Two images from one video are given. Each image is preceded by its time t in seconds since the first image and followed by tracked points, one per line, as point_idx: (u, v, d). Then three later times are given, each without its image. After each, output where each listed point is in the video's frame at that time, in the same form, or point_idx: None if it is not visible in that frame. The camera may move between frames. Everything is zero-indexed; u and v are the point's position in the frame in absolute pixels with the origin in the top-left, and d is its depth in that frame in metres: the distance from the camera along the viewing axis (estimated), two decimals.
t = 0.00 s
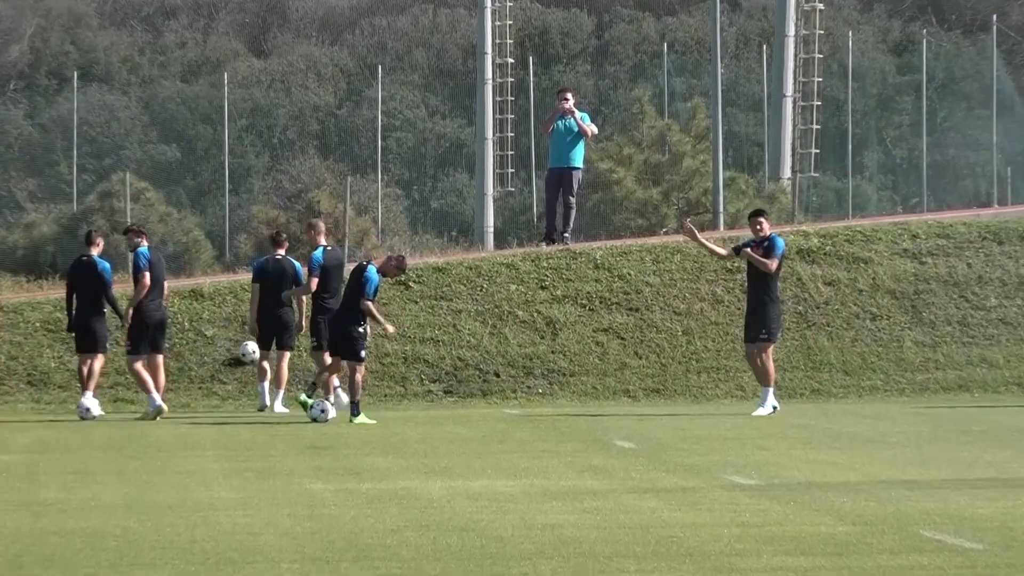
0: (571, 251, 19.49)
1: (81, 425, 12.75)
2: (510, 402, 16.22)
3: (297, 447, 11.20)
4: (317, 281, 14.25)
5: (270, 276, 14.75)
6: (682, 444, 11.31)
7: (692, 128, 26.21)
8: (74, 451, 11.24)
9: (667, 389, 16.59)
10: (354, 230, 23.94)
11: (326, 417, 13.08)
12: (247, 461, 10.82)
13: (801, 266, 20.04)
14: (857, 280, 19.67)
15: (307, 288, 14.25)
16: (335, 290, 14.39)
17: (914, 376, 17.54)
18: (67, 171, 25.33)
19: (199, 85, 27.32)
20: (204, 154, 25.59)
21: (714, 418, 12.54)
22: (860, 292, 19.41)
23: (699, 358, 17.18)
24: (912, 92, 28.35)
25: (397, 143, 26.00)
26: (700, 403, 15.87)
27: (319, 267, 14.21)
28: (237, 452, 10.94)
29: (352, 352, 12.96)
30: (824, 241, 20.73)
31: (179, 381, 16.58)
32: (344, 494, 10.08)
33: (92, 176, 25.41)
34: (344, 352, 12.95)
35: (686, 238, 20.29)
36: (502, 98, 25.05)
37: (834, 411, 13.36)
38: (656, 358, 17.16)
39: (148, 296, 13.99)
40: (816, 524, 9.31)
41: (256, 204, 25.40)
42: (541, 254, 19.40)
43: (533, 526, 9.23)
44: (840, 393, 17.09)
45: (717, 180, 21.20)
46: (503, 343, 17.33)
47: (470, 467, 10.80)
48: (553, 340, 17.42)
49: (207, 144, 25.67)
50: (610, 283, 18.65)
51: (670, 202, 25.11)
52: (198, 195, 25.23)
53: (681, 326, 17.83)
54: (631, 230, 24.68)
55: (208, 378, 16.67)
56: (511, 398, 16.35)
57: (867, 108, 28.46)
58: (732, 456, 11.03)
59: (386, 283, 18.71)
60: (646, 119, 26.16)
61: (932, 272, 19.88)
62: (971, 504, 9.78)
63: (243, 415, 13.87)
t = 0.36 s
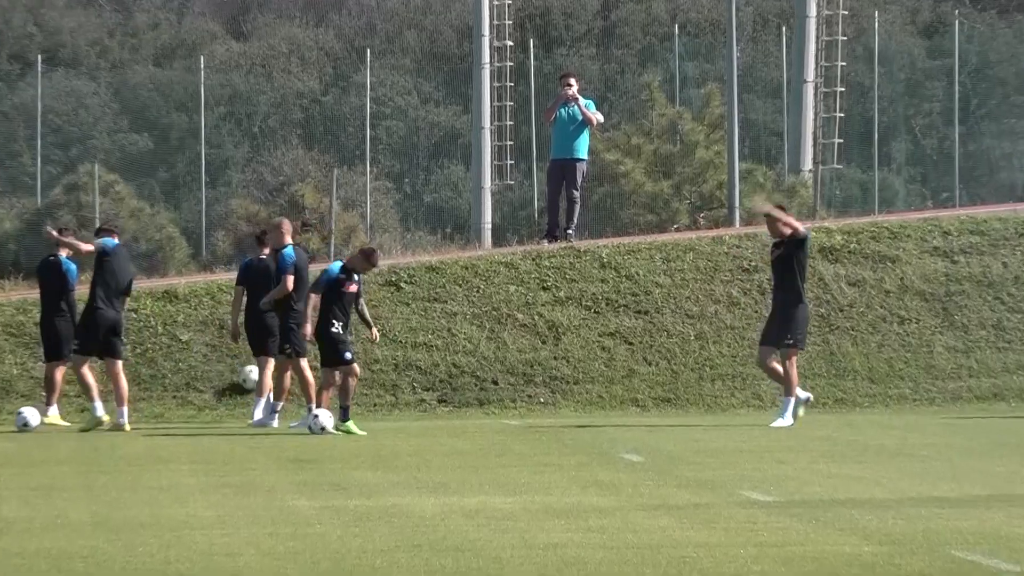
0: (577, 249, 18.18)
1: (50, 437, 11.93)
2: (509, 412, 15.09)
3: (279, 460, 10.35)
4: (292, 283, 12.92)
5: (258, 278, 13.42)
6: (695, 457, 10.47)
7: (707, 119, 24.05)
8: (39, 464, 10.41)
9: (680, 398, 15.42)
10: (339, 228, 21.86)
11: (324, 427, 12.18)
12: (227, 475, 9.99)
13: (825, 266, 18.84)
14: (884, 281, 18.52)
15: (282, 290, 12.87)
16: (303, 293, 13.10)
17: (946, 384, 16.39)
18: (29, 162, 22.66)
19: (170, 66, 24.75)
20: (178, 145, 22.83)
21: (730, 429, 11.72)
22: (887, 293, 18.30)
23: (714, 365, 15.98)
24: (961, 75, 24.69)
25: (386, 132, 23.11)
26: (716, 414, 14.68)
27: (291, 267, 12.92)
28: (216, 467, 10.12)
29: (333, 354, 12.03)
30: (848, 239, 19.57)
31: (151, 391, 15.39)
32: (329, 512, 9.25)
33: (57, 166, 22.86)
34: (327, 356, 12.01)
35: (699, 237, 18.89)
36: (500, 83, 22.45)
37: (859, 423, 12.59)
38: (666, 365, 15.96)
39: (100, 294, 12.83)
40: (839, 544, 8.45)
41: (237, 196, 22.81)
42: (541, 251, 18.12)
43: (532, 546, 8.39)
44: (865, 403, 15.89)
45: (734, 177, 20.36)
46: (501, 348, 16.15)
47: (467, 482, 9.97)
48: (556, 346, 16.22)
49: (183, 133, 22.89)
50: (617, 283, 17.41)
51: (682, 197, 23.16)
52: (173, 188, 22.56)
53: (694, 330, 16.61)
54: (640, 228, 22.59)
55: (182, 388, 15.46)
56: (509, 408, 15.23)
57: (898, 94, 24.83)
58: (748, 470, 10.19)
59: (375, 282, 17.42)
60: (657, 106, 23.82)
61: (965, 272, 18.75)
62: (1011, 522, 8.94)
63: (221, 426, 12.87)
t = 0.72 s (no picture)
0: (581, 243, 17.39)
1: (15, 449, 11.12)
2: (509, 422, 14.37)
3: (259, 473, 9.57)
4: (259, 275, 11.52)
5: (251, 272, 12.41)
6: (709, 472, 9.66)
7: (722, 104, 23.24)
8: None
9: (692, 406, 14.66)
10: (325, 221, 20.66)
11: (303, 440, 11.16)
12: (205, 490, 9.23)
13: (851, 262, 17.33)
14: (912, 280, 16.98)
15: (251, 281, 11.42)
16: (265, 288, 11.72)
17: (980, 391, 15.02)
18: None
19: (142, 49, 23.37)
20: (151, 133, 21.57)
21: (746, 441, 10.98)
22: (916, 293, 16.74)
23: (729, 371, 15.19)
24: (995, 56, 22.74)
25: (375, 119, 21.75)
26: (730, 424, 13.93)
27: (260, 258, 11.51)
28: (196, 481, 9.36)
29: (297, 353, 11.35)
30: (874, 234, 18.02)
31: (122, 398, 14.59)
32: (312, 529, 8.47)
33: (20, 157, 20.79)
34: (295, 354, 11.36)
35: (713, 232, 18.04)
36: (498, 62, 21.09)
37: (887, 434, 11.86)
38: (678, 370, 15.20)
39: (39, 292, 11.93)
40: (867, 563, 7.64)
41: (214, 188, 21.61)
42: (543, 247, 17.30)
43: (530, 566, 7.58)
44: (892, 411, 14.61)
45: (751, 171, 19.57)
46: (500, 352, 15.40)
47: (462, 497, 9.21)
48: (560, 350, 15.46)
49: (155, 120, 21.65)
50: (624, 282, 16.59)
51: (695, 188, 21.74)
52: (144, 180, 21.32)
53: (707, 332, 15.80)
54: (650, 223, 21.19)
55: (155, 396, 14.66)
56: (509, 418, 14.49)
57: (929, 78, 22.94)
58: (767, 485, 9.39)
59: (364, 281, 16.65)
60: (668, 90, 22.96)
61: (1002, 271, 17.16)
62: None
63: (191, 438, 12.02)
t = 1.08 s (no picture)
0: (585, 238, 16.60)
1: None
2: (508, 432, 13.68)
3: (236, 489, 8.86)
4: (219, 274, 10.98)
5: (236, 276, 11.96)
6: (724, 489, 8.92)
7: (738, 88, 21.65)
8: None
9: (705, 415, 13.98)
10: (309, 214, 19.20)
11: (308, 449, 10.65)
12: (178, 506, 8.51)
13: (880, 258, 16.44)
14: (946, 279, 16.08)
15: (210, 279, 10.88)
16: (227, 289, 11.17)
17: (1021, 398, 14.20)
18: None
19: (108, 26, 21.44)
20: (119, 118, 19.95)
21: (760, 452, 10.29)
22: (950, 293, 15.86)
23: (747, 377, 14.50)
24: None
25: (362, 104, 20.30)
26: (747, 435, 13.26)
27: (220, 254, 11.01)
28: (169, 497, 8.67)
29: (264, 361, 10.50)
30: (904, 228, 17.08)
31: (89, 407, 13.93)
32: (295, 548, 7.66)
33: None
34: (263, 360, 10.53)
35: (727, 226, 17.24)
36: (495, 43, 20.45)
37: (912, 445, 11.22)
38: (692, 376, 14.50)
39: None
40: None
41: (188, 179, 20.03)
42: (545, 243, 16.51)
43: None
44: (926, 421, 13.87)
45: (770, 158, 18.99)
46: (498, 357, 14.70)
47: (456, 513, 8.47)
48: (563, 354, 14.76)
49: (124, 104, 19.98)
50: (633, 281, 15.83)
51: (710, 179, 20.42)
52: (113, 169, 19.72)
53: (723, 335, 15.08)
54: (659, 218, 20.04)
55: (125, 404, 14.00)
56: (508, 427, 13.82)
57: (963, 59, 21.59)
58: (787, 501, 8.65)
59: (351, 279, 15.89)
60: (680, 73, 21.38)
61: None
62: None
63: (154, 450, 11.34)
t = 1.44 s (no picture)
0: (589, 236, 15.91)
1: None
2: (508, 445, 13.04)
3: (212, 508, 8.21)
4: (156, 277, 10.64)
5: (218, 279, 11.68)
6: (742, 508, 8.25)
7: (757, 71, 21.18)
8: None
9: (719, 427, 13.32)
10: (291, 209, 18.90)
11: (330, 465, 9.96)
12: (150, 525, 7.84)
13: (907, 258, 15.76)
14: (982, 279, 15.37)
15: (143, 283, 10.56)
16: (172, 293, 10.78)
17: None
18: None
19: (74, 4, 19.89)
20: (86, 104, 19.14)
21: (778, 469, 9.66)
22: (987, 294, 15.15)
23: (767, 386, 13.82)
24: None
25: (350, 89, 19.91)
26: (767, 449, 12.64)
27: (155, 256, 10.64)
28: (140, 515, 8.01)
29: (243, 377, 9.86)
30: (938, 224, 16.33)
31: (53, 418, 13.24)
32: (276, 570, 6.92)
33: None
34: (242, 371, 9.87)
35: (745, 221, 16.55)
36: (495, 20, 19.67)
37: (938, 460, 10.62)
38: (707, 384, 13.85)
39: None
40: None
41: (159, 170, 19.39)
42: (549, 240, 15.83)
43: None
44: (962, 434, 13.20)
45: (792, 151, 18.20)
46: (498, 364, 14.04)
47: (450, 533, 7.78)
48: (568, 360, 14.10)
49: (91, 89, 19.24)
50: (643, 281, 15.16)
51: (727, 170, 19.98)
52: (78, 160, 18.88)
53: (740, 339, 14.42)
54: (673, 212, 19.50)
55: (91, 415, 13.30)
56: (507, 440, 13.16)
57: (1001, 41, 20.93)
58: (812, 519, 7.97)
59: (337, 280, 15.22)
60: (694, 56, 20.76)
61: None
62: None
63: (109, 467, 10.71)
